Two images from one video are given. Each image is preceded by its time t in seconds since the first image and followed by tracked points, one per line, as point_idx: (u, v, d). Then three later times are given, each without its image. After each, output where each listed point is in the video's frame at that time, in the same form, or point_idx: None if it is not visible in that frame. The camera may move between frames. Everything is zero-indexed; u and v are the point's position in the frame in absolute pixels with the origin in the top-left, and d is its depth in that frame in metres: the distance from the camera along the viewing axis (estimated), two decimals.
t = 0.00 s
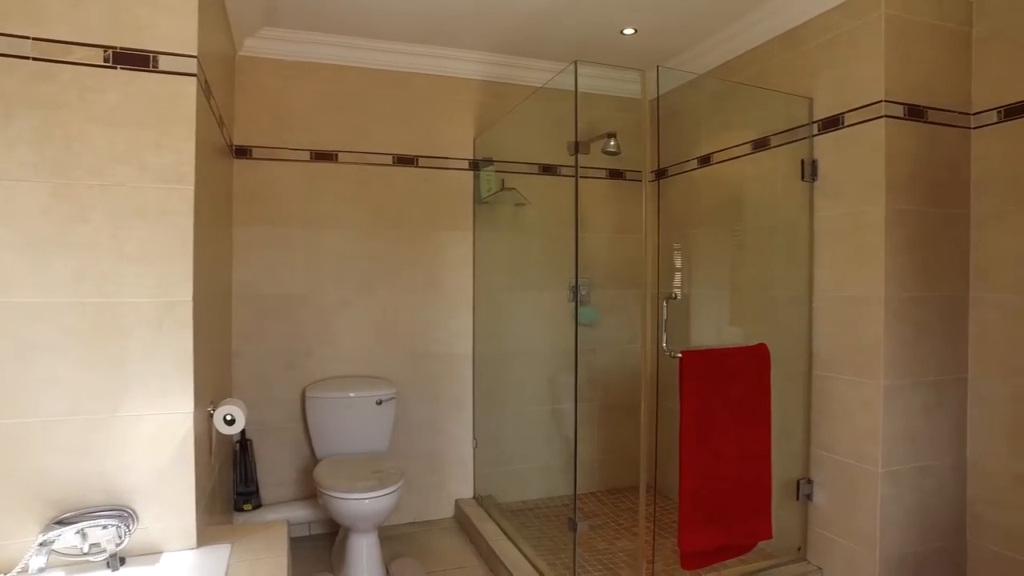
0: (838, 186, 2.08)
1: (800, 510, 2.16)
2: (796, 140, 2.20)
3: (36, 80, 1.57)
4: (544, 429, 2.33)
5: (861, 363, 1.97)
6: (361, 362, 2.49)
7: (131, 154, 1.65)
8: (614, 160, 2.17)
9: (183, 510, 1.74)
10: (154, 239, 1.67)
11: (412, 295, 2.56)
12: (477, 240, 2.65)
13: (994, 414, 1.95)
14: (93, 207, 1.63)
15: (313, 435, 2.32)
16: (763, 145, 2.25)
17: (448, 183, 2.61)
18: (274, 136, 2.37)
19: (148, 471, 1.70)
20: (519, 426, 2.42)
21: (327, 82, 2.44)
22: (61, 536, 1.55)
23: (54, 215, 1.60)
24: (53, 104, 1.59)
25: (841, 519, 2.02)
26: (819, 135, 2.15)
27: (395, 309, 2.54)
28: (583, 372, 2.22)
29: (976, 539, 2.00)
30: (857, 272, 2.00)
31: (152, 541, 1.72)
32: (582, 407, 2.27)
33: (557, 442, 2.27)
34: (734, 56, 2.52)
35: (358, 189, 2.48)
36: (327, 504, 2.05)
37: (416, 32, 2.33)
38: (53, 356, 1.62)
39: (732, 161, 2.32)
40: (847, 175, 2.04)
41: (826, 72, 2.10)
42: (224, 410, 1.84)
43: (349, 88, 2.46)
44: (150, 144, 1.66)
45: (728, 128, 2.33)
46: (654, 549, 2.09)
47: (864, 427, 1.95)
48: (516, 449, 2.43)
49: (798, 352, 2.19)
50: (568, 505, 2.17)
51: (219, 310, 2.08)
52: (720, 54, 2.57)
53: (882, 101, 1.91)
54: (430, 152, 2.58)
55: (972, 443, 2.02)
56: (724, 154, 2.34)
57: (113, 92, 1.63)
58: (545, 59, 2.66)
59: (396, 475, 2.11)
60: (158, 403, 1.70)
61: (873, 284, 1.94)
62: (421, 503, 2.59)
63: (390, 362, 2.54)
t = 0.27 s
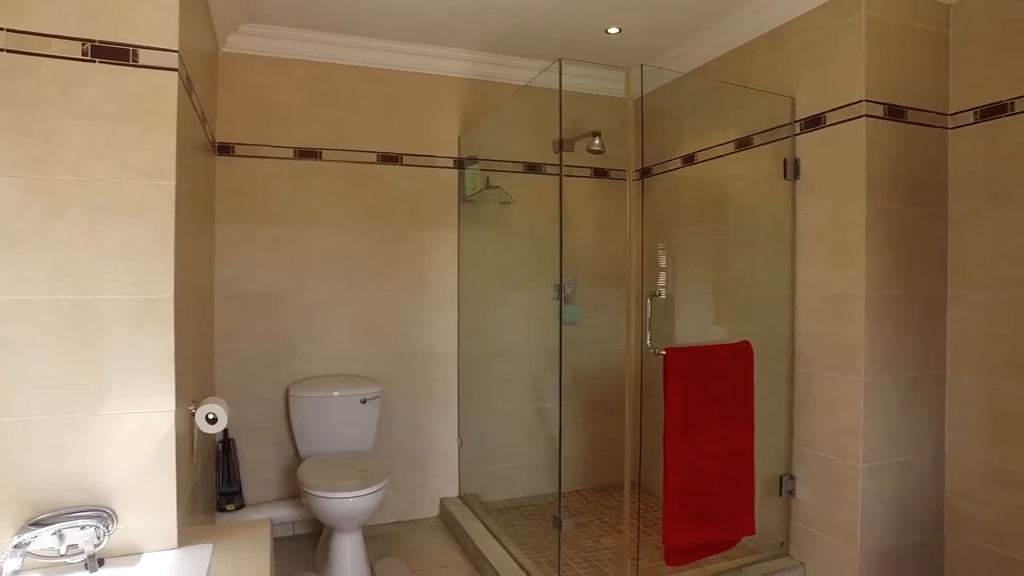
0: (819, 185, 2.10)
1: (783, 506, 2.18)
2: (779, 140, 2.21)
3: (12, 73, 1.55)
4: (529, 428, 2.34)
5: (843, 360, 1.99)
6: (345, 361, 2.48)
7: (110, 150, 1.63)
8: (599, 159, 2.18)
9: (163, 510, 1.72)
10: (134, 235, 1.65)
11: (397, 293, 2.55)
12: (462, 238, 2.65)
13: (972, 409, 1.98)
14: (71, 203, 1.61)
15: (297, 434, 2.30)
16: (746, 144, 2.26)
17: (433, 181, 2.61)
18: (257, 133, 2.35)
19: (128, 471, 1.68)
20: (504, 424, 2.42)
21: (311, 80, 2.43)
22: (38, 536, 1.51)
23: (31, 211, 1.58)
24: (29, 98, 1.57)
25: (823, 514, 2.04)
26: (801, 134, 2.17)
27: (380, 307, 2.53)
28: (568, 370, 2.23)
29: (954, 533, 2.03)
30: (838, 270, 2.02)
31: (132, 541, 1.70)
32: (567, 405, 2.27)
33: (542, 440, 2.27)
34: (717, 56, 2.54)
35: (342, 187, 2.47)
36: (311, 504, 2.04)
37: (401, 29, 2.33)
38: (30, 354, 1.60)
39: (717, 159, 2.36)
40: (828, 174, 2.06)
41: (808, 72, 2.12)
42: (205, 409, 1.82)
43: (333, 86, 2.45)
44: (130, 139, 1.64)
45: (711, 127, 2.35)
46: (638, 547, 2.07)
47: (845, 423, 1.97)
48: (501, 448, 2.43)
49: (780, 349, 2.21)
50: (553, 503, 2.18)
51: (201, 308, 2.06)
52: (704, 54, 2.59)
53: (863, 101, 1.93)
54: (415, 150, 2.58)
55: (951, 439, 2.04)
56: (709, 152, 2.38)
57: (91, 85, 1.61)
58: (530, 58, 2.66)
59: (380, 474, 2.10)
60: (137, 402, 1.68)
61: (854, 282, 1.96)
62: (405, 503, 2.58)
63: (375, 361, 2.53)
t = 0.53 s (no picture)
0: (801, 182, 2.12)
1: (766, 501, 2.20)
2: (762, 137, 2.23)
3: None
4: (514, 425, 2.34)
5: (825, 355, 2.01)
6: (330, 359, 2.47)
7: (88, 143, 1.61)
8: (584, 156, 2.19)
9: (143, 509, 1.70)
10: (113, 231, 1.64)
11: (381, 291, 2.55)
12: (446, 236, 2.65)
13: (949, 403, 2.01)
14: (48, 197, 1.58)
15: (280, 432, 2.29)
16: (730, 142, 2.28)
17: (417, 178, 2.60)
18: (239, 129, 2.34)
19: (107, 469, 1.66)
20: (489, 421, 2.42)
21: (294, 76, 2.41)
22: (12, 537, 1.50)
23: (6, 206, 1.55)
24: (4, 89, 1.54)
25: (805, 508, 2.06)
26: (784, 132, 2.19)
27: (364, 305, 2.52)
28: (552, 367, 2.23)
29: (933, 525, 2.06)
30: (820, 266, 2.04)
31: (111, 541, 1.68)
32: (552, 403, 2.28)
33: (527, 438, 2.27)
34: (700, 55, 2.56)
35: (326, 185, 2.46)
36: (295, 502, 2.02)
37: (386, 26, 2.32)
38: (5, 351, 1.57)
39: (701, 157, 2.36)
40: (811, 172, 2.08)
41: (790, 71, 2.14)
42: (187, 407, 1.81)
43: (317, 82, 2.44)
44: (108, 132, 1.62)
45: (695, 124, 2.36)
46: (623, 543, 2.08)
47: (827, 418, 1.99)
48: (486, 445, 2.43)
49: (763, 345, 2.23)
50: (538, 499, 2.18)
51: (183, 305, 2.04)
52: (688, 52, 2.61)
53: (844, 100, 1.95)
54: (399, 147, 2.57)
55: (930, 433, 2.07)
56: (694, 150, 2.38)
57: (68, 78, 1.59)
58: (514, 55, 2.67)
59: (364, 471, 2.09)
60: (117, 399, 1.66)
61: (836, 277, 1.98)
62: (390, 501, 2.58)
63: (359, 359, 2.52)
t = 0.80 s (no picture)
0: (782, 179, 2.14)
1: (749, 495, 2.21)
2: (744, 134, 2.25)
3: None
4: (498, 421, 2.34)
5: (806, 350, 2.03)
6: (313, 356, 2.46)
7: (65, 136, 1.59)
8: (567, 153, 2.21)
9: (122, 507, 1.68)
10: (90, 225, 1.62)
11: (365, 288, 2.54)
12: (430, 232, 2.65)
13: (927, 397, 2.04)
14: (24, 191, 1.56)
15: (262, 430, 2.27)
16: (713, 139, 2.30)
17: (401, 175, 2.60)
18: (221, 124, 2.32)
19: (85, 466, 1.64)
20: (474, 418, 2.42)
21: (277, 71, 2.40)
22: None
23: None
24: None
25: (787, 502, 2.08)
26: (765, 130, 2.21)
27: (347, 301, 2.51)
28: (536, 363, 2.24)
29: (911, 518, 2.09)
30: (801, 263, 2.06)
31: (89, 540, 1.66)
32: (536, 399, 2.28)
33: (511, 434, 2.27)
34: (683, 53, 2.57)
35: (309, 181, 2.45)
36: (277, 500, 2.01)
37: (369, 21, 2.32)
38: None
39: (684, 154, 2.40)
40: (792, 169, 2.10)
41: (771, 69, 2.17)
42: (167, 403, 1.79)
43: (300, 78, 2.43)
44: (85, 124, 1.60)
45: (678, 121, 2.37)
46: (606, 539, 2.08)
47: (808, 412, 2.00)
48: (470, 442, 2.43)
49: (745, 341, 2.24)
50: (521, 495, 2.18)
51: (163, 301, 2.02)
52: (671, 49, 2.62)
53: (825, 98, 1.97)
54: (383, 144, 2.57)
55: (908, 426, 2.10)
56: (676, 148, 2.41)
57: (43, 68, 1.57)
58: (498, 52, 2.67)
59: (348, 468, 2.08)
60: (95, 396, 1.64)
61: (816, 273, 2.00)
62: (374, 499, 2.57)
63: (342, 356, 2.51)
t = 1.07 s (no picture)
0: (763, 176, 2.16)
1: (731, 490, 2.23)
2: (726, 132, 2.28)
3: None
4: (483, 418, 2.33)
5: (786, 345, 2.05)
6: (295, 354, 2.45)
7: (39, 128, 1.57)
8: (551, 150, 2.18)
9: (98, 506, 1.66)
10: (66, 219, 1.60)
11: (348, 285, 2.53)
12: (414, 230, 2.64)
13: (904, 391, 2.06)
14: None
15: (244, 428, 2.25)
16: (696, 136, 2.32)
17: (384, 172, 2.60)
18: (202, 120, 2.30)
19: (61, 464, 1.62)
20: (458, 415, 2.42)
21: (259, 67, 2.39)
22: None
23: None
24: None
25: (768, 496, 2.09)
26: (747, 127, 2.23)
27: (330, 298, 2.50)
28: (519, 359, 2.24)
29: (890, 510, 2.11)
30: (781, 259, 2.08)
31: (64, 538, 1.63)
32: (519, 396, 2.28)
33: (495, 431, 2.27)
34: (666, 51, 2.59)
35: (291, 178, 2.44)
36: (259, 498, 1.99)
37: (351, 16, 2.31)
38: None
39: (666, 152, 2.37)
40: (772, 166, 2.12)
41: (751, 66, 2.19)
42: (146, 401, 1.77)
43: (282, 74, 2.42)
44: (60, 116, 1.59)
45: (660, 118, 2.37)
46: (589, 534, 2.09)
47: (789, 407, 2.02)
48: (454, 439, 2.42)
49: (726, 336, 2.26)
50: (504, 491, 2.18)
51: (142, 297, 2.00)
52: (653, 48, 2.64)
53: (805, 96, 1.99)
54: (365, 140, 2.56)
55: (886, 420, 2.12)
56: (657, 146, 2.37)
57: (16, 59, 1.55)
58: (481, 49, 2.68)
59: (331, 466, 2.07)
60: (72, 392, 1.62)
61: (796, 269, 2.02)
62: (357, 497, 2.56)
63: (325, 353, 2.50)
